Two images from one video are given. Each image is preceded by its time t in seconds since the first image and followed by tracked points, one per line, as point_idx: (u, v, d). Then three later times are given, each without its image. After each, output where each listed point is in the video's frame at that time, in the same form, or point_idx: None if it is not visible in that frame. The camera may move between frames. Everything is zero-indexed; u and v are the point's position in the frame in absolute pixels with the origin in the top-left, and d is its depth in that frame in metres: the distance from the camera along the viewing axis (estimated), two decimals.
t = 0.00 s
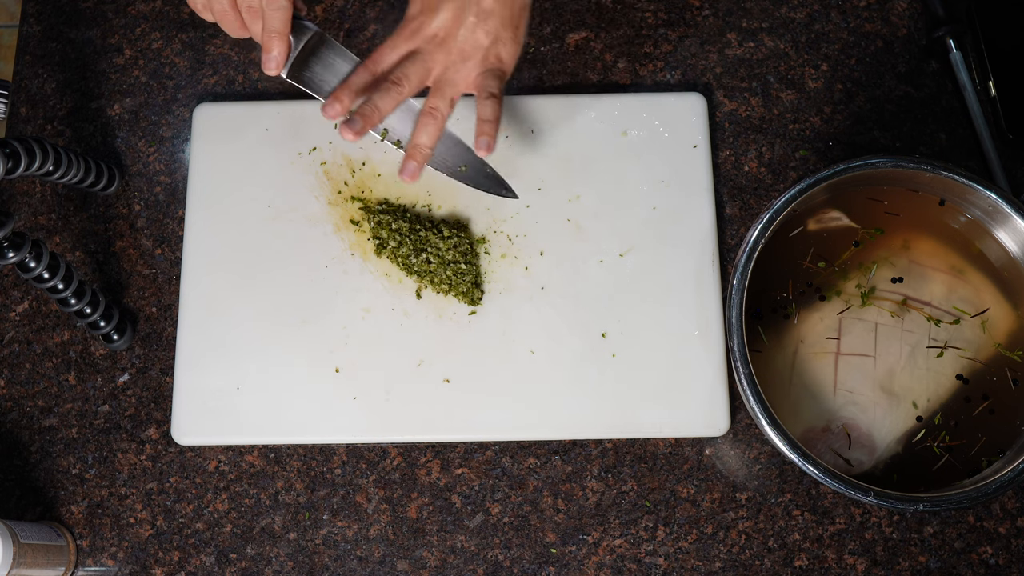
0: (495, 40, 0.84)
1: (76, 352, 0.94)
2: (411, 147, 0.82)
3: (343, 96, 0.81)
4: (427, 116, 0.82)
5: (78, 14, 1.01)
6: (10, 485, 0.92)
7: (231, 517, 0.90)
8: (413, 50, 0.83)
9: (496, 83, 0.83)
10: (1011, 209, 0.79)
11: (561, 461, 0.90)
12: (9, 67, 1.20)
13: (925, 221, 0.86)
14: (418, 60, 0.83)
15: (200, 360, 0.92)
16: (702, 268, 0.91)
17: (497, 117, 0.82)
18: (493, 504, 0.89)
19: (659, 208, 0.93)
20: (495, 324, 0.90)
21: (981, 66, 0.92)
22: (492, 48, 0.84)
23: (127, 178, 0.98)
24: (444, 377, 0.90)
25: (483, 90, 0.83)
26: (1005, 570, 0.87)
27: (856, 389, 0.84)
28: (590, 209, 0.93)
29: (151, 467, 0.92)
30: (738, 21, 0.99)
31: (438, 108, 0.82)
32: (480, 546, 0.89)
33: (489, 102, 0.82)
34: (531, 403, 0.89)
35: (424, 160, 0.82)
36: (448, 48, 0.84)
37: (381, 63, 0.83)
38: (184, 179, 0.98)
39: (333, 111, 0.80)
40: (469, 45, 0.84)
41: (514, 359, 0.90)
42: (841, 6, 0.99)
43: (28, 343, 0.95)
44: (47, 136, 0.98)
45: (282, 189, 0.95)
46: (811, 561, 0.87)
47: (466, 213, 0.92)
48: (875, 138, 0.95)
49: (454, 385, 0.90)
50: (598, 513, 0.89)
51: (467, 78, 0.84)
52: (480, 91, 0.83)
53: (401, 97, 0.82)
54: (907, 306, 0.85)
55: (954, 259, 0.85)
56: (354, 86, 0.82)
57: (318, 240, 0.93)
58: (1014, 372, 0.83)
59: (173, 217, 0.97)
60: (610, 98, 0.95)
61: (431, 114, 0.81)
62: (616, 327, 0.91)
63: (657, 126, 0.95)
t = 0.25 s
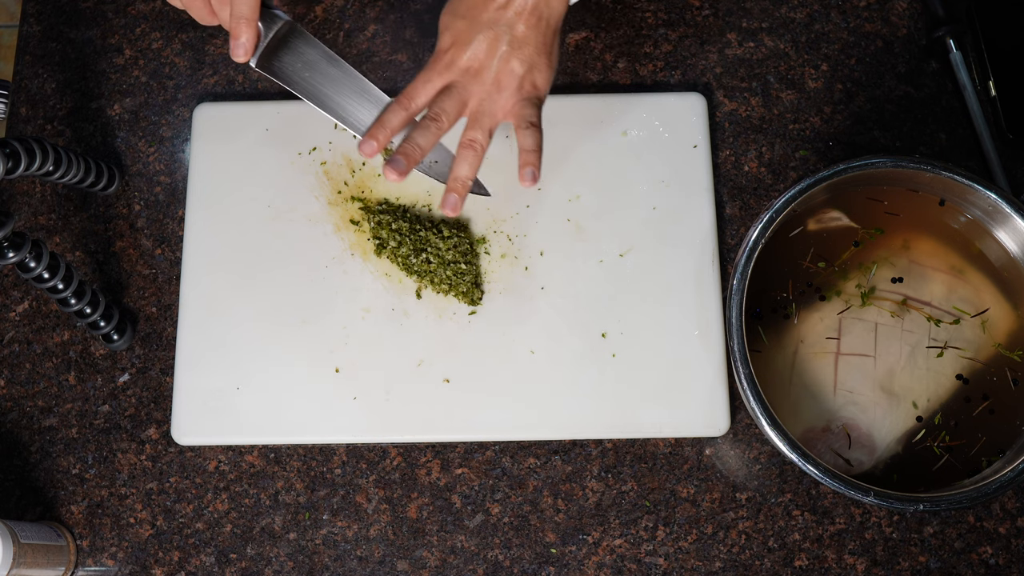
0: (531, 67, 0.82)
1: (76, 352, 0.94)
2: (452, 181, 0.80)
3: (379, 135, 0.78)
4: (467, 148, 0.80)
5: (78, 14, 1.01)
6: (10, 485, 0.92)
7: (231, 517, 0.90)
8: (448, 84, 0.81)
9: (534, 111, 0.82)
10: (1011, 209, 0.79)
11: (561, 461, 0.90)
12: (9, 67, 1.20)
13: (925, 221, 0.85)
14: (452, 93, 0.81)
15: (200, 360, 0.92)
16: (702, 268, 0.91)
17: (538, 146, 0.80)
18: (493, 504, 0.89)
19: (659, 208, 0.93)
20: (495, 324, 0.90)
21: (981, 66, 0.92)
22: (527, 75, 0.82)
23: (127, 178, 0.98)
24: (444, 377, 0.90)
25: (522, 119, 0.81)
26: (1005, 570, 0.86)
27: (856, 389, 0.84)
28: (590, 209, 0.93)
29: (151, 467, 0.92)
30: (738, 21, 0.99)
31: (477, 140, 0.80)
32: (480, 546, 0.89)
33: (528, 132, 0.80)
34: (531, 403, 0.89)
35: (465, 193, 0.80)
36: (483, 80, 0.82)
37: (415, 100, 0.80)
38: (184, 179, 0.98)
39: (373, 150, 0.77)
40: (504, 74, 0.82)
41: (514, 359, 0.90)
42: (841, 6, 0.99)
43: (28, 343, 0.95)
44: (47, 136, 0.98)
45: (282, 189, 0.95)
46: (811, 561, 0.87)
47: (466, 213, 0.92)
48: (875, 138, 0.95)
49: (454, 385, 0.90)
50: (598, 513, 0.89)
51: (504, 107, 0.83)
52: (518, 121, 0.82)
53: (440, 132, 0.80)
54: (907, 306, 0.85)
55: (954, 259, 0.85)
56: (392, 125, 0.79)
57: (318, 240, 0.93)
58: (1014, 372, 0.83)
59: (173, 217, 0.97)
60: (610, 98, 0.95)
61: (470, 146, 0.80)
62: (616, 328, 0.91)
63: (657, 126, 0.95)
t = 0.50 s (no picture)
0: (572, 106, 0.82)
1: (76, 352, 0.94)
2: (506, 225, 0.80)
3: (433, 188, 0.80)
4: (516, 191, 0.82)
5: (78, 14, 1.01)
6: (10, 485, 0.92)
7: (231, 517, 0.90)
8: (492, 130, 0.83)
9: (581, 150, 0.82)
10: (1011, 209, 0.79)
11: (561, 461, 0.90)
12: (9, 67, 1.20)
13: (925, 221, 0.85)
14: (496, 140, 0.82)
15: (200, 360, 0.92)
16: (702, 268, 0.91)
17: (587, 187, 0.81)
18: (493, 504, 0.89)
19: (659, 208, 0.93)
20: (495, 324, 0.90)
21: (981, 66, 0.92)
22: (570, 113, 0.82)
23: (127, 178, 0.98)
24: (444, 377, 0.90)
25: (570, 160, 0.82)
26: (1005, 570, 0.87)
27: (857, 389, 0.84)
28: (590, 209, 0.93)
29: (151, 467, 0.92)
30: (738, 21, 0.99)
31: (526, 183, 0.82)
32: (480, 546, 0.89)
33: (578, 173, 0.81)
34: (531, 403, 0.89)
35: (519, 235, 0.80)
36: (526, 123, 0.82)
37: (462, 148, 0.82)
38: (184, 179, 0.98)
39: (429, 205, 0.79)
40: (547, 116, 0.82)
41: (514, 359, 0.90)
42: (841, 6, 0.99)
43: (28, 343, 0.95)
44: (47, 136, 0.98)
45: (282, 189, 0.95)
46: (811, 561, 0.87)
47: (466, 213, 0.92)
48: (875, 138, 0.95)
49: (454, 385, 0.90)
50: (598, 513, 0.89)
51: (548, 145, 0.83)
52: (565, 161, 0.82)
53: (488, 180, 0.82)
54: (907, 306, 0.85)
55: (954, 259, 0.85)
56: (443, 177, 0.81)
57: (318, 241, 0.93)
58: (1014, 372, 0.83)
59: (173, 217, 0.97)
60: (610, 98, 0.95)
61: (520, 189, 0.82)
62: (616, 328, 0.91)
63: (657, 126, 0.95)
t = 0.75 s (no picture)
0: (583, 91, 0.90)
1: (76, 352, 0.94)
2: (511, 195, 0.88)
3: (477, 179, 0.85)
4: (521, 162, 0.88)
5: (78, 14, 1.01)
6: (10, 485, 0.92)
7: (231, 517, 0.90)
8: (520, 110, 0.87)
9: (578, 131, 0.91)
10: (1011, 209, 0.79)
11: (561, 461, 0.90)
12: (9, 67, 1.20)
13: (925, 221, 0.85)
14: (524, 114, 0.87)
15: (200, 360, 0.92)
16: (702, 268, 0.91)
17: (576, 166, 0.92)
18: (493, 504, 0.89)
19: (659, 208, 0.93)
20: (495, 324, 0.90)
21: (981, 66, 0.92)
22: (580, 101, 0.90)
23: (127, 178, 0.98)
24: (444, 377, 0.90)
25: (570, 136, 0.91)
26: (1005, 570, 0.86)
27: (857, 389, 0.84)
28: (590, 209, 0.93)
29: (151, 467, 0.92)
30: (738, 21, 0.99)
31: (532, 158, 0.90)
32: (480, 546, 0.89)
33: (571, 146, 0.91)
34: (531, 403, 0.89)
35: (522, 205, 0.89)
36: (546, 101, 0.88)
37: (492, 134, 0.85)
38: (184, 179, 0.98)
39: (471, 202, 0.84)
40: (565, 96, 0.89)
41: (514, 360, 0.90)
42: (841, 6, 0.99)
43: (28, 343, 0.95)
44: (47, 136, 0.98)
45: (282, 189, 0.95)
46: (811, 561, 0.87)
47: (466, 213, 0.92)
48: (875, 138, 0.95)
49: (454, 385, 0.90)
50: (598, 513, 0.89)
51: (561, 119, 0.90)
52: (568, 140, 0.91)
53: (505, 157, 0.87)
54: (907, 306, 0.85)
55: (954, 260, 0.85)
56: (482, 168, 0.85)
57: (318, 240, 0.93)
58: (1014, 372, 0.83)
59: (173, 217, 0.97)
60: (610, 97, 0.95)
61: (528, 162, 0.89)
62: (616, 328, 0.91)
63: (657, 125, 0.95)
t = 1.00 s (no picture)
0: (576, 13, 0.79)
1: (76, 352, 0.94)
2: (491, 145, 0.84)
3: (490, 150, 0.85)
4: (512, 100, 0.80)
5: (77, 14, 1.01)
6: (10, 485, 0.92)
7: (231, 517, 0.90)
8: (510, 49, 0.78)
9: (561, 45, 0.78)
10: (1011, 209, 0.79)
11: (561, 461, 0.90)
12: (10, 67, 1.20)
13: (925, 221, 0.85)
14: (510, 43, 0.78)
15: (200, 360, 0.92)
16: (702, 268, 0.91)
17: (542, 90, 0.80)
18: (493, 504, 0.89)
19: (659, 208, 0.93)
20: (495, 324, 0.90)
21: (981, 66, 0.92)
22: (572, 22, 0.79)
23: (127, 178, 0.98)
24: (444, 377, 0.90)
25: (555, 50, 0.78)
26: (1005, 570, 0.86)
27: (857, 389, 0.84)
28: (590, 209, 0.93)
29: (151, 467, 0.92)
30: (738, 21, 0.99)
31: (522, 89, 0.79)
32: (479, 546, 0.89)
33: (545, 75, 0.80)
34: (531, 403, 0.89)
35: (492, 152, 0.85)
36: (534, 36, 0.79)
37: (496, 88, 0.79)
38: (184, 179, 0.98)
39: (489, 166, 0.86)
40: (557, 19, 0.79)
41: (514, 360, 0.90)
42: (841, 6, 0.99)
43: (28, 343, 0.95)
44: (47, 136, 0.98)
45: (282, 189, 0.95)
46: (811, 561, 0.87)
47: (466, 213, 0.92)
48: (875, 138, 0.95)
49: (454, 385, 0.90)
50: (598, 513, 0.89)
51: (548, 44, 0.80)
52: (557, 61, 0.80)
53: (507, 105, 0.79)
54: (907, 306, 0.85)
55: (953, 260, 0.85)
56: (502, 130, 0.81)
57: (318, 241, 0.93)
58: (1014, 372, 0.83)
59: (172, 217, 0.97)
60: (610, 98, 0.95)
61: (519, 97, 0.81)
62: (616, 327, 0.91)
63: (657, 126, 0.95)
